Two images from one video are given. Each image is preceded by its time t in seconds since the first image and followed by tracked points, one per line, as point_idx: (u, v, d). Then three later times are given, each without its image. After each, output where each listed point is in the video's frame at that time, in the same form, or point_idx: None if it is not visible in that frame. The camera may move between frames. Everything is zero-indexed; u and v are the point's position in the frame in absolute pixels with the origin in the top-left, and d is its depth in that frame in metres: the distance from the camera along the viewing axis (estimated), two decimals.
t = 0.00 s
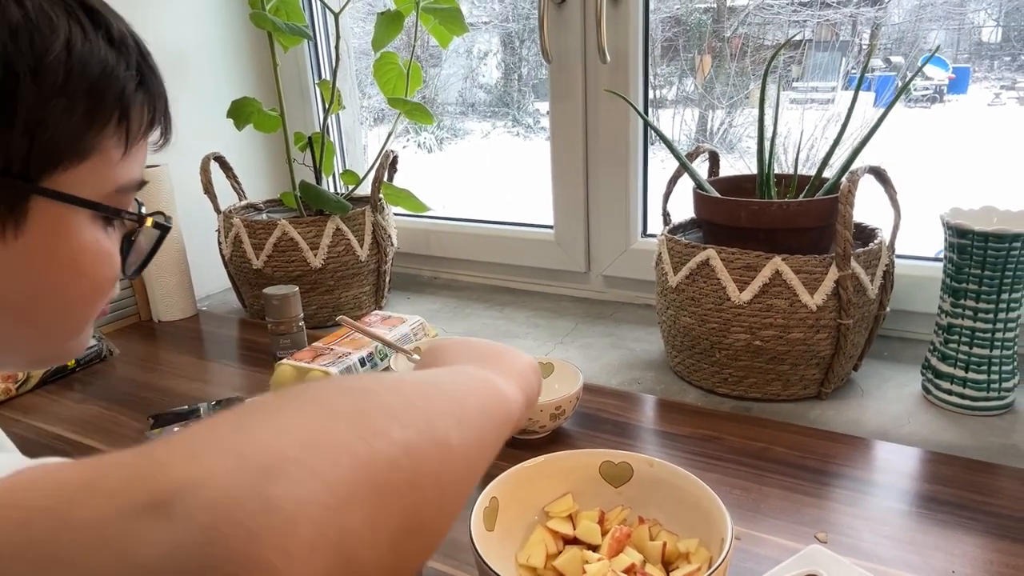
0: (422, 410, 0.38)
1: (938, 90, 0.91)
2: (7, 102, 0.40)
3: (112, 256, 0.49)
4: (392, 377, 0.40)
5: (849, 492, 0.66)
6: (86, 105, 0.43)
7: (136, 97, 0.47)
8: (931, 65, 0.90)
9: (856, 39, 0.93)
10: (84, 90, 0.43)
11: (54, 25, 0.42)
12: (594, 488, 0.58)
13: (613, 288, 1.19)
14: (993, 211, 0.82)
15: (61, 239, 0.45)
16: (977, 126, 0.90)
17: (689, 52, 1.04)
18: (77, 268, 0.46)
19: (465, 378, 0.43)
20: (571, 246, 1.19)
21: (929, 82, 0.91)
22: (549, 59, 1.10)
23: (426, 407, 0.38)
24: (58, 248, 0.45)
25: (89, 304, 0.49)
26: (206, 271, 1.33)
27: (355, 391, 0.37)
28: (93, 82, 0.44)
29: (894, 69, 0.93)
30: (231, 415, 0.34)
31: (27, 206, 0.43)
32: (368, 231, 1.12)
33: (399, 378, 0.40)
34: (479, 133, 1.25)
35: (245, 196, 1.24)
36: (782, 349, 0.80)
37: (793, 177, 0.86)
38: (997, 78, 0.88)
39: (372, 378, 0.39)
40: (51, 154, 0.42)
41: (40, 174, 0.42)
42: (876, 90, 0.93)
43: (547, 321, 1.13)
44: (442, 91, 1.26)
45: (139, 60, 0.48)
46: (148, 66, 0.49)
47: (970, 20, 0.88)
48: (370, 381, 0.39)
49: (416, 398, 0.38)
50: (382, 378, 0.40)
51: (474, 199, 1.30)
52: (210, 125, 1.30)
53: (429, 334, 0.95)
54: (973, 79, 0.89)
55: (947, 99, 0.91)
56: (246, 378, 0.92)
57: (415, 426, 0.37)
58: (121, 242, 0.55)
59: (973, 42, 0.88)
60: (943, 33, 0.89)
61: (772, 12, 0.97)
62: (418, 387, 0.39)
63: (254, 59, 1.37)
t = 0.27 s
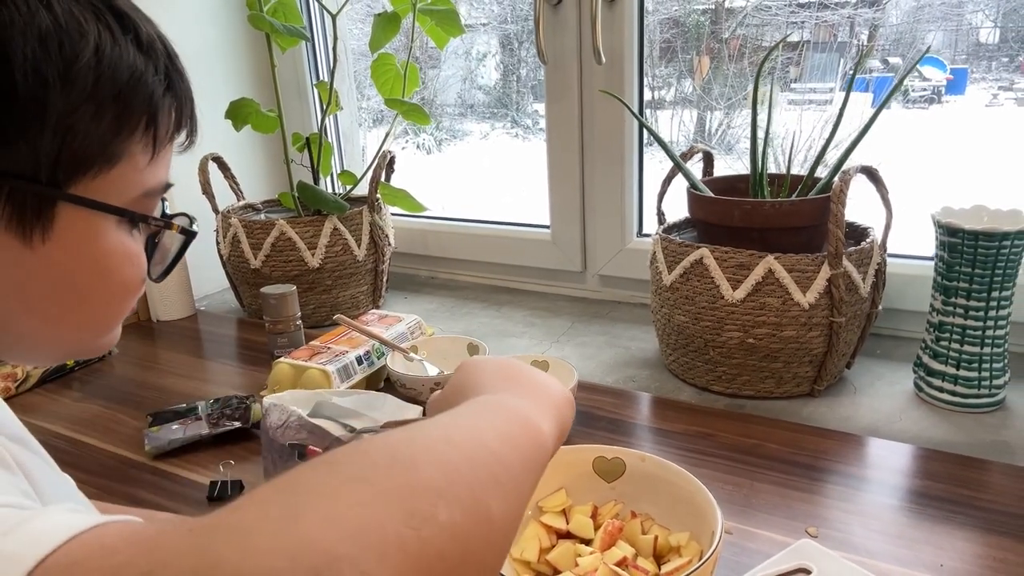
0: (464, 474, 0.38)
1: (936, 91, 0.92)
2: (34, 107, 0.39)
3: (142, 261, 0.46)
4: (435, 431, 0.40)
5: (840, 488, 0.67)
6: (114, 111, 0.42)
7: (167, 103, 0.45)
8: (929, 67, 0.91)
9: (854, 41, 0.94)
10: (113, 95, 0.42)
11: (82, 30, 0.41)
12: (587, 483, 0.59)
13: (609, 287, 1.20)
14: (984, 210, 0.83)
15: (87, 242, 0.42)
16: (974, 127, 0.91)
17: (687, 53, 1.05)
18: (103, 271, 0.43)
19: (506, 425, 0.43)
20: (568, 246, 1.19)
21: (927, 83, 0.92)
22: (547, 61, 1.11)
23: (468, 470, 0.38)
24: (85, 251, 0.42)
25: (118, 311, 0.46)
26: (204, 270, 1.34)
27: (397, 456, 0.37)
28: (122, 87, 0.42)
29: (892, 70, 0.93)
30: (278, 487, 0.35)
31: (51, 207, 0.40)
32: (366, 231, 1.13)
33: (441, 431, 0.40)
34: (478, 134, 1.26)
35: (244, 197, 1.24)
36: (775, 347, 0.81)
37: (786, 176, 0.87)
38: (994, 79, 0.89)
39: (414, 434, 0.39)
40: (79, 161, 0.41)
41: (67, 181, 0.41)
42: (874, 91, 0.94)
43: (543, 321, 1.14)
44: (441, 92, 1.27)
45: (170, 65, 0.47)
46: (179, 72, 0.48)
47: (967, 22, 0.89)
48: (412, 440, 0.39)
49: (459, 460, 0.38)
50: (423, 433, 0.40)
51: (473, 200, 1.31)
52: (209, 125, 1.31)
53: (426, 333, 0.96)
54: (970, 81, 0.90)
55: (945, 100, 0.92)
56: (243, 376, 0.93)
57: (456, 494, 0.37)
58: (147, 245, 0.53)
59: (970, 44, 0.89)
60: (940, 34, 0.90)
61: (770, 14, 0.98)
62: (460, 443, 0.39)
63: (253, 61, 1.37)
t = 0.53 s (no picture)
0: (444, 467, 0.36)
1: (935, 92, 0.92)
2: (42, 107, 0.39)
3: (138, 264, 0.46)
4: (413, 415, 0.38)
5: (839, 488, 0.67)
6: (119, 113, 0.42)
7: (168, 106, 0.45)
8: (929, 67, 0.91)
9: (853, 41, 0.94)
10: (117, 97, 0.42)
11: (88, 32, 0.41)
12: (586, 483, 0.59)
13: (609, 288, 1.20)
14: (983, 210, 0.83)
15: (86, 241, 0.42)
16: (974, 127, 0.91)
17: (686, 54, 1.05)
18: (102, 271, 0.43)
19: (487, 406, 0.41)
20: (568, 246, 1.19)
21: (926, 84, 0.92)
22: (547, 61, 1.11)
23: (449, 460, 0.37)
24: (84, 251, 0.42)
25: (113, 313, 0.45)
26: (203, 271, 1.34)
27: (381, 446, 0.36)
28: (126, 90, 0.42)
29: (892, 71, 0.93)
30: (264, 487, 0.34)
31: (54, 207, 0.40)
32: (365, 231, 1.13)
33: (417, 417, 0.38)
34: (478, 135, 1.26)
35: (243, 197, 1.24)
36: (774, 347, 0.81)
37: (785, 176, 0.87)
38: (994, 80, 0.89)
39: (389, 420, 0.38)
40: (81, 161, 0.41)
41: (69, 181, 0.41)
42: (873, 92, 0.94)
43: (542, 321, 1.14)
44: (440, 93, 1.27)
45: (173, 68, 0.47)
46: (181, 75, 0.48)
47: (966, 23, 0.89)
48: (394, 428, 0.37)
49: (437, 448, 0.37)
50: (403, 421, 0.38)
51: (472, 200, 1.31)
52: (208, 126, 1.31)
53: (425, 333, 0.96)
54: (970, 81, 0.90)
55: (944, 100, 0.92)
56: (243, 377, 0.93)
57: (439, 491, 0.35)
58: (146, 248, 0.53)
59: (970, 45, 0.89)
60: (939, 35, 0.90)
61: (770, 15, 0.98)
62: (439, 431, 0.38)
63: (252, 61, 1.38)
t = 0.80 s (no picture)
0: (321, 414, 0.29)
1: (935, 92, 0.92)
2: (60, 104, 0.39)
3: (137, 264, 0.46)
4: (246, 358, 0.29)
5: (838, 488, 0.67)
6: (125, 117, 0.43)
7: (172, 115, 0.47)
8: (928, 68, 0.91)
9: (853, 42, 0.94)
10: (126, 103, 0.43)
11: (102, 40, 0.42)
12: (585, 483, 0.59)
13: (608, 288, 1.20)
14: (982, 211, 0.83)
15: (86, 241, 0.42)
16: (973, 127, 0.91)
17: (686, 54, 1.05)
18: (99, 269, 0.43)
19: (337, 284, 0.34)
20: (567, 246, 1.19)
21: (926, 84, 0.92)
22: (547, 62, 1.11)
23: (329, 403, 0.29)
24: (84, 246, 0.42)
25: (105, 309, 0.45)
26: (203, 270, 1.34)
27: (230, 434, 0.27)
28: (134, 97, 0.43)
29: (891, 71, 0.94)
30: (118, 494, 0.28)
31: (59, 204, 0.40)
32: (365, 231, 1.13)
33: (246, 353, 0.29)
34: (477, 135, 1.26)
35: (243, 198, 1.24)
36: (773, 347, 0.81)
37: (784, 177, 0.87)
38: (993, 80, 0.89)
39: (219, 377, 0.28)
40: (89, 160, 0.41)
41: (76, 178, 0.41)
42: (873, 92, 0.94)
43: (542, 321, 1.14)
44: (440, 93, 1.27)
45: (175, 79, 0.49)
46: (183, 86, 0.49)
47: (965, 23, 0.89)
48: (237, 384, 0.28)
49: (298, 396, 0.29)
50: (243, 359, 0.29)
51: (472, 200, 1.31)
52: (208, 126, 1.31)
53: (425, 333, 0.96)
54: (969, 81, 0.90)
55: (943, 100, 0.92)
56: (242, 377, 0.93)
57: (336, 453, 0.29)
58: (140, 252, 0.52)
59: (969, 45, 0.89)
60: (939, 35, 0.90)
61: (769, 15, 0.98)
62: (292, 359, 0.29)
63: (252, 62, 1.38)
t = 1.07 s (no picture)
0: (179, 407, 0.31)
1: (934, 92, 0.92)
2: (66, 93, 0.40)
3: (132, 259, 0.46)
4: (86, 367, 0.30)
5: (838, 488, 0.67)
6: (130, 115, 0.44)
7: (171, 119, 0.48)
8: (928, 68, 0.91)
9: (853, 42, 0.94)
10: (132, 101, 0.44)
11: (112, 41, 0.43)
12: (585, 484, 0.59)
13: (609, 288, 1.20)
14: (983, 211, 0.83)
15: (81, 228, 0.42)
16: (973, 128, 0.91)
17: (686, 54, 1.05)
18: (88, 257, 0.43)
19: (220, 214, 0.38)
20: (568, 246, 1.19)
21: (925, 84, 0.92)
22: (547, 62, 1.11)
23: (177, 398, 0.30)
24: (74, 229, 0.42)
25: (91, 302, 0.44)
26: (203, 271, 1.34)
27: (69, 464, 0.30)
28: (140, 97, 0.45)
29: (891, 71, 0.93)
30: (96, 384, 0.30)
31: (60, 188, 0.41)
32: (365, 231, 1.13)
33: (95, 360, 0.30)
34: (477, 135, 1.26)
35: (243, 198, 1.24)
36: (774, 348, 0.81)
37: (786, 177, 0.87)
38: (993, 80, 0.89)
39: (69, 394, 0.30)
40: (92, 148, 0.42)
41: (79, 164, 0.42)
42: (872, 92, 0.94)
43: (542, 321, 1.14)
44: (440, 93, 1.27)
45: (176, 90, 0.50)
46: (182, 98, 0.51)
47: (965, 24, 0.89)
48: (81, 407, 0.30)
49: (141, 408, 0.30)
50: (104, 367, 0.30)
51: (472, 200, 1.31)
52: (208, 126, 1.31)
53: (425, 334, 0.96)
54: (968, 82, 0.90)
55: (943, 100, 0.92)
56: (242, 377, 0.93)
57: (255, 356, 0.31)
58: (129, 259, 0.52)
59: (968, 45, 0.89)
60: (938, 35, 0.90)
61: (769, 15, 0.98)
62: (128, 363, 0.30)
63: (252, 62, 1.38)
